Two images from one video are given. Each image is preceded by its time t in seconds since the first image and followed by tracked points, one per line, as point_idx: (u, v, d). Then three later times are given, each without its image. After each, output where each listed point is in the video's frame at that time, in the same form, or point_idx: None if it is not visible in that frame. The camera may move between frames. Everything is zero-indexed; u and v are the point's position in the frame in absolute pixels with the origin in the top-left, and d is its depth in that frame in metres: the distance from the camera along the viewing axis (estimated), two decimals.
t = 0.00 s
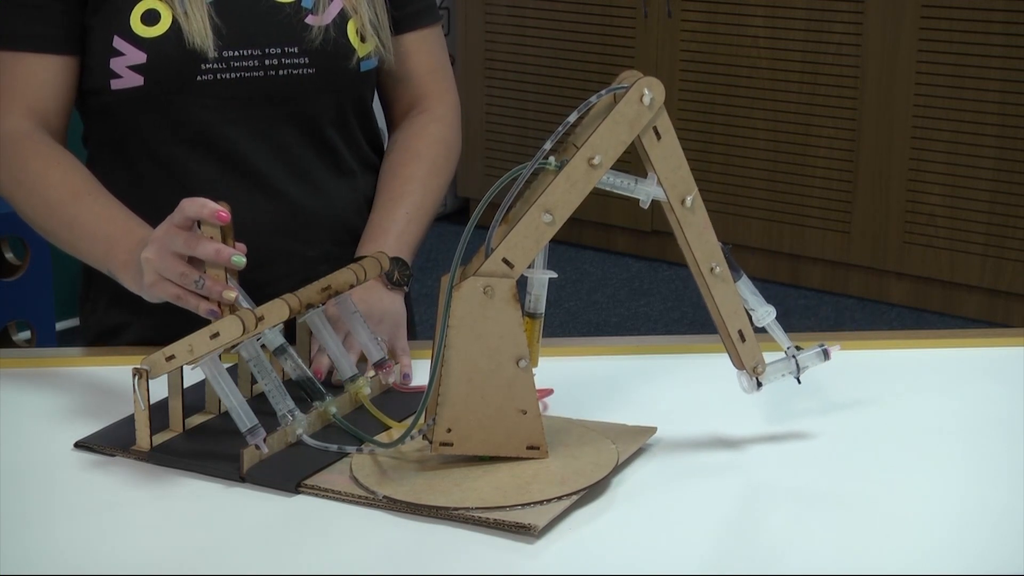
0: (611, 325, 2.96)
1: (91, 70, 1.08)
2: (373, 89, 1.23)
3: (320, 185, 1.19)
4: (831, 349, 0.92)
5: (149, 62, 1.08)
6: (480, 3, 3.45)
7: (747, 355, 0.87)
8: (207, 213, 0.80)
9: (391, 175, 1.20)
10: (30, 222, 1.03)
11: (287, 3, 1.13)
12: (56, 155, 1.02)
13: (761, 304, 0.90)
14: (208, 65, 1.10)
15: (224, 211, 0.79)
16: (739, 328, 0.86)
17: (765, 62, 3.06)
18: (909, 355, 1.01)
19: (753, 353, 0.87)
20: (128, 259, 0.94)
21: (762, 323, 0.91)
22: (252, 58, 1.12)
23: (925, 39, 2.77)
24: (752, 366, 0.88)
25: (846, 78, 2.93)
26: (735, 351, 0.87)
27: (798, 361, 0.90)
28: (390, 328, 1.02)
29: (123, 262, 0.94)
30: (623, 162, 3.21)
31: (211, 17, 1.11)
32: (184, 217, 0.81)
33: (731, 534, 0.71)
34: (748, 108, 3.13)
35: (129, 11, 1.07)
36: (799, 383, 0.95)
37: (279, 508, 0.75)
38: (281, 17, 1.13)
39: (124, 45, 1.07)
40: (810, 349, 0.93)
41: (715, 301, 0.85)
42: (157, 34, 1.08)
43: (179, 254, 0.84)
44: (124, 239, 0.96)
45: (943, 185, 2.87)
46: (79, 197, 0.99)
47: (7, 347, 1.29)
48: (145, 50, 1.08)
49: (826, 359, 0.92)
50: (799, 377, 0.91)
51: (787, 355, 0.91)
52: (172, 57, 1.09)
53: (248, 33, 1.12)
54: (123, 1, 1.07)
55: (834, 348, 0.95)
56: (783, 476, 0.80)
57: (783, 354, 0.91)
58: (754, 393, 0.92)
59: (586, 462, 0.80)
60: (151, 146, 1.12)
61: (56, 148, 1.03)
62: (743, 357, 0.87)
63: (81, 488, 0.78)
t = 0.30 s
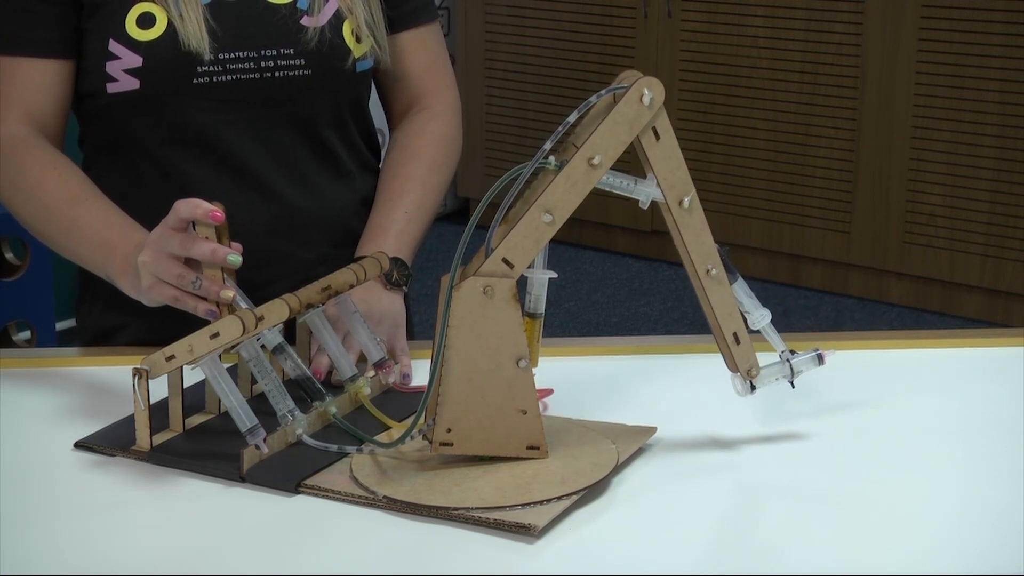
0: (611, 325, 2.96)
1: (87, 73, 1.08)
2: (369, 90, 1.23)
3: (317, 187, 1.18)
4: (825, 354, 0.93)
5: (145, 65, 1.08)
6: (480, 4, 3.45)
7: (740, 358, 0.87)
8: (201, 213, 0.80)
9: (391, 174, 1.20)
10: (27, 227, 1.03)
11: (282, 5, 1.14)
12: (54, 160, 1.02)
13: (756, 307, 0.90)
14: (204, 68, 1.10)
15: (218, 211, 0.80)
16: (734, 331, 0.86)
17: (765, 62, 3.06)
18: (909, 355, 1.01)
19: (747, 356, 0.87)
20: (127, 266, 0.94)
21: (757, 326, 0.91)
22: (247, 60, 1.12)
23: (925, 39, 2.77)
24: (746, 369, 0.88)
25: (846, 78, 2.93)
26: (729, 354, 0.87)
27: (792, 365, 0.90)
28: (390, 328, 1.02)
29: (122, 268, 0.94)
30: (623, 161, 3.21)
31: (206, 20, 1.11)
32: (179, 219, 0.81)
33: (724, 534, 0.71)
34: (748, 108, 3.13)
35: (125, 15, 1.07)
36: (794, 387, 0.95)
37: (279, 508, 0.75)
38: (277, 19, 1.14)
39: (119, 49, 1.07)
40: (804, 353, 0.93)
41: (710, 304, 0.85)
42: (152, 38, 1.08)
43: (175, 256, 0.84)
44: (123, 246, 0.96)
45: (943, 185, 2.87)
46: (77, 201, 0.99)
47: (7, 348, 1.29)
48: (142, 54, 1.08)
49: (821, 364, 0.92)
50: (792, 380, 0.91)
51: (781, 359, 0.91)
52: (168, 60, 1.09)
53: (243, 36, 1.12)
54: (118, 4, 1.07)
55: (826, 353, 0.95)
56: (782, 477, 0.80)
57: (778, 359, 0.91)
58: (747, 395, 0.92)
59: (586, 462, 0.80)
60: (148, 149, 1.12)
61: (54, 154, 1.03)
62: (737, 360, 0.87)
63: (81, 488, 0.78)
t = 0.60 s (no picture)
0: (611, 325, 2.96)
1: (85, 75, 1.08)
2: (367, 90, 1.23)
3: (316, 187, 1.18)
4: (821, 357, 0.93)
5: (142, 67, 1.08)
6: (480, 4, 3.45)
7: (736, 360, 0.87)
8: (198, 213, 0.80)
9: (390, 173, 1.20)
10: (27, 230, 1.03)
11: (279, 6, 1.14)
12: (53, 163, 1.02)
13: (752, 310, 0.90)
14: (202, 69, 1.10)
15: (216, 211, 0.80)
16: (730, 333, 0.86)
17: (765, 62, 3.06)
18: (909, 354, 1.01)
19: (742, 358, 0.87)
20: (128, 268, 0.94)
21: (753, 329, 0.91)
22: (245, 62, 1.12)
23: (925, 39, 2.76)
24: (741, 372, 0.88)
25: (846, 78, 2.93)
26: (724, 356, 0.87)
27: (786, 367, 0.90)
28: (389, 328, 1.02)
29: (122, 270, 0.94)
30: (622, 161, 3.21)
31: (203, 22, 1.11)
32: (176, 219, 0.81)
33: (723, 534, 0.71)
34: (748, 108, 3.13)
35: (122, 17, 1.08)
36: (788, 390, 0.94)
37: (279, 508, 0.75)
38: (274, 20, 1.14)
39: (116, 51, 1.07)
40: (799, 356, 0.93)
41: (707, 306, 0.85)
42: (150, 40, 1.08)
43: (174, 257, 0.84)
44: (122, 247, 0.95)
45: (943, 185, 2.87)
46: (76, 203, 0.99)
47: (8, 348, 1.29)
48: (139, 56, 1.08)
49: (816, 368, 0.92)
50: (788, 383, 0.91)
51: (776, 362, 0.91)
52: (166, 61, 1.09)
53: (240, 38, 1.13)
54: (115, 6, 1.07)
55: (821, 354, 0.95)
56: (781, 477, 0.80)
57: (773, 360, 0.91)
58: (741, 398, 0.91)
59: (586, 462, 0.80)
60: (146, 150, 1.12)
61: (53, 156, 1.03)
62: (732, 362, 0.87)
63: (80, 488, 0.78)
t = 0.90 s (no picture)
0: (611, 325, 2.96)
1: (84, 75, 1.08)
2: (367, 91, 1.23)
3: (315, 188, 1.18)
4: (817, 361, 0.92)
5: (142, 68, 1.08)
6: (480, 4, 3.45)
7: (733, 362, 0.87)
8: (201, 214, 0.79)
9: (390, 173, 1.20)
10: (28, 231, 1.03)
11: (278, 6, 1.14)
12: (52, 162, 1.02)
13: (749, 313, 0.90)
14: (202, 70, 1.10)
15: (219, 211, 0.79)
16: (728, 335, 0.86)
17: (765, 62, 3.06)
18: (909, 354, 1.01)
19: (739, 361, 0.87)
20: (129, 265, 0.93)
21: (750, 332, 0.91)
22: (245, 62, 1.12)
23: (925, 39, 2.76)
24: (738, 375, 0.88)
25: (846, 78, 2.93)
26: (721, 358, 0.86)
27: (784, 371, 0.89)
28: (387, 328, 1.02)
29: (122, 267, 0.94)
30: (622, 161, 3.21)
31: (203, 22, 1.11)
32: (179, 219, 0.81)
33: (721, 536, 0.71)
34: (749, 108, 3.13)
35: (122, 17, 1.08)
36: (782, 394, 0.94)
37: (279, 508, 0.75)
38: (274, 20, 1.14)
39: (116, 52, 1.07)
40: (796, 360, 0.92)
41: (705, 308, 0.85)
42: (150, 40, 1.08)
43: (175, 257, 0.84)
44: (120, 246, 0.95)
45: (943, 185, 2.87)
46: (76, 201, 0.99)
47: (8, 348, 1.29)
48: (138, 56, 1.08)
49: (813, 372, 0.91)
50: (784, 386, 0.91)
51: (773, 366, 0.90)
52: (166, 62, 1.09)
53: (241, 38, 1.13)
54: (115, 7, 1.07)
55: (819, 356, 0.94)
56: (780, 477, 0.80)
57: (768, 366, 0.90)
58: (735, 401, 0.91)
59: (586, 462, 0.80)
60: (146, 151, 1.12)
61: (53, 156, 1.03)
62: (729, 364, 0.86)
63: (80, 488, 0.78)
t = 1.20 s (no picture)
0: (611, 325, 2.96)
1: (84, 73, 1.09)
2: (367, 92, 1.23)
3: (314, 188, 1.18)
4: (814, 365, 0.91)
5: (142, 66, 1.08)
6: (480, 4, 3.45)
7: (730, 365, 0.86)
8: (213, 212, 0.80)
9: (390, 174, 1.20)
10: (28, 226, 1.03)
11: (280, 6, 1.14)
12: (51, 156, 1.02)
13: (748, 316, 0.90)
14: (202, 68, 1.10)
15: (231, 211, 0.79)
16: (726, 338, 0.86)
17: (765, 62, 3.06)
18: (908, 355, 1.01)
19: (737, 363, 0.87)
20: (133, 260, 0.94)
21: (749, 334, 0.91)
22: (245, 61, 1.12)
23: (925, 39, 2.76)
24: (736, 377, 0.88)
25: (846, 78, 2.93)
26: (719, 360, 0.86)
27: (781, 374, 0.89)
28: (387, 328, 1.02)
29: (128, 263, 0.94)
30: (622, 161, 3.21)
31: (204, 21, 1.11)
32: (189, 215, 0.81)
33: (720, 535, 0.71)
34: (749, 108, 3.13)
35: (122, 15, 1.08)
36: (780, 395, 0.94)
37: (279, 508, 0.75)
38: (275, 20, 1.14)
39: (116, 49, 1.08)
40: (793, 363, 0.92)
41: (704, 310, 0.85)
42: (150, 38, 1.08)
43: (181, 253, 0.84)
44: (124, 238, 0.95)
45: (943, 185, 2.87)
46: (75, 193, 0.99)
47: (8, 348, 1.29)
48: (139, 54, 1.08)
49: (811, 376, 0.91)
50: (781, 390, 0.90)
51: (770, 368, 0.90)
52: (166, 60, 1.09)
53: (242, 38, 1.13)
54: (116, 5, 1.07)
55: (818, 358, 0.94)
56: (780, 477, 0.80)
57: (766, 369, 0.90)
58: (732, 403, 0.91)
59: (586, 463, 0.80)
60: (145, 149, 1.12)
61: (51, 149, 1.03)
62: (727, 366, 0.86)
63: (80, 488, 0.78)
